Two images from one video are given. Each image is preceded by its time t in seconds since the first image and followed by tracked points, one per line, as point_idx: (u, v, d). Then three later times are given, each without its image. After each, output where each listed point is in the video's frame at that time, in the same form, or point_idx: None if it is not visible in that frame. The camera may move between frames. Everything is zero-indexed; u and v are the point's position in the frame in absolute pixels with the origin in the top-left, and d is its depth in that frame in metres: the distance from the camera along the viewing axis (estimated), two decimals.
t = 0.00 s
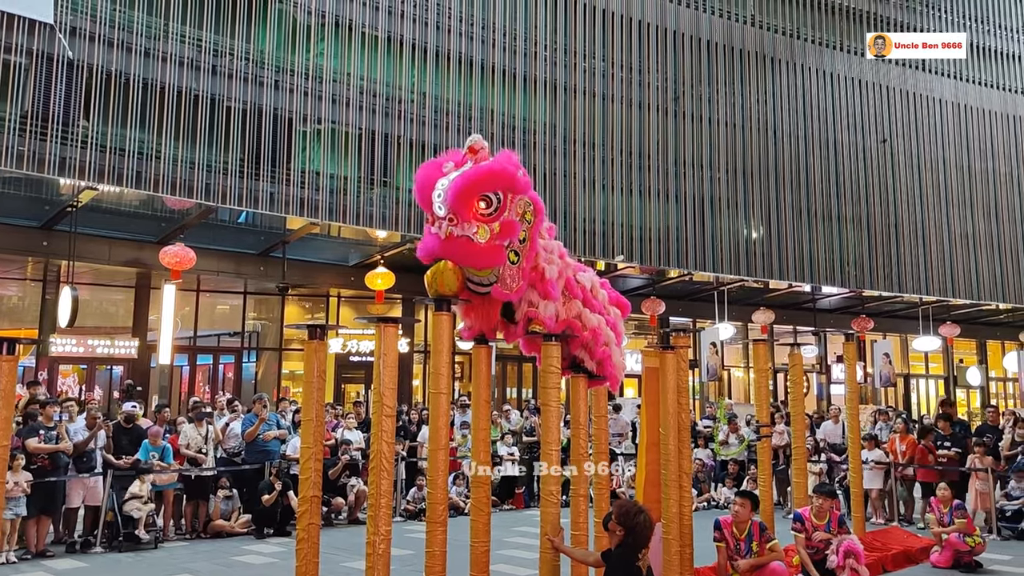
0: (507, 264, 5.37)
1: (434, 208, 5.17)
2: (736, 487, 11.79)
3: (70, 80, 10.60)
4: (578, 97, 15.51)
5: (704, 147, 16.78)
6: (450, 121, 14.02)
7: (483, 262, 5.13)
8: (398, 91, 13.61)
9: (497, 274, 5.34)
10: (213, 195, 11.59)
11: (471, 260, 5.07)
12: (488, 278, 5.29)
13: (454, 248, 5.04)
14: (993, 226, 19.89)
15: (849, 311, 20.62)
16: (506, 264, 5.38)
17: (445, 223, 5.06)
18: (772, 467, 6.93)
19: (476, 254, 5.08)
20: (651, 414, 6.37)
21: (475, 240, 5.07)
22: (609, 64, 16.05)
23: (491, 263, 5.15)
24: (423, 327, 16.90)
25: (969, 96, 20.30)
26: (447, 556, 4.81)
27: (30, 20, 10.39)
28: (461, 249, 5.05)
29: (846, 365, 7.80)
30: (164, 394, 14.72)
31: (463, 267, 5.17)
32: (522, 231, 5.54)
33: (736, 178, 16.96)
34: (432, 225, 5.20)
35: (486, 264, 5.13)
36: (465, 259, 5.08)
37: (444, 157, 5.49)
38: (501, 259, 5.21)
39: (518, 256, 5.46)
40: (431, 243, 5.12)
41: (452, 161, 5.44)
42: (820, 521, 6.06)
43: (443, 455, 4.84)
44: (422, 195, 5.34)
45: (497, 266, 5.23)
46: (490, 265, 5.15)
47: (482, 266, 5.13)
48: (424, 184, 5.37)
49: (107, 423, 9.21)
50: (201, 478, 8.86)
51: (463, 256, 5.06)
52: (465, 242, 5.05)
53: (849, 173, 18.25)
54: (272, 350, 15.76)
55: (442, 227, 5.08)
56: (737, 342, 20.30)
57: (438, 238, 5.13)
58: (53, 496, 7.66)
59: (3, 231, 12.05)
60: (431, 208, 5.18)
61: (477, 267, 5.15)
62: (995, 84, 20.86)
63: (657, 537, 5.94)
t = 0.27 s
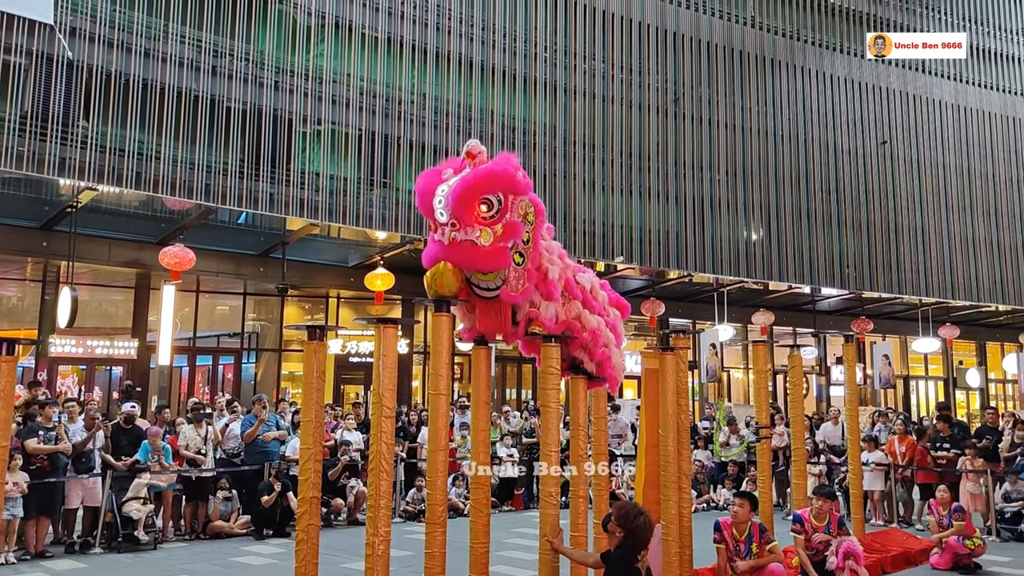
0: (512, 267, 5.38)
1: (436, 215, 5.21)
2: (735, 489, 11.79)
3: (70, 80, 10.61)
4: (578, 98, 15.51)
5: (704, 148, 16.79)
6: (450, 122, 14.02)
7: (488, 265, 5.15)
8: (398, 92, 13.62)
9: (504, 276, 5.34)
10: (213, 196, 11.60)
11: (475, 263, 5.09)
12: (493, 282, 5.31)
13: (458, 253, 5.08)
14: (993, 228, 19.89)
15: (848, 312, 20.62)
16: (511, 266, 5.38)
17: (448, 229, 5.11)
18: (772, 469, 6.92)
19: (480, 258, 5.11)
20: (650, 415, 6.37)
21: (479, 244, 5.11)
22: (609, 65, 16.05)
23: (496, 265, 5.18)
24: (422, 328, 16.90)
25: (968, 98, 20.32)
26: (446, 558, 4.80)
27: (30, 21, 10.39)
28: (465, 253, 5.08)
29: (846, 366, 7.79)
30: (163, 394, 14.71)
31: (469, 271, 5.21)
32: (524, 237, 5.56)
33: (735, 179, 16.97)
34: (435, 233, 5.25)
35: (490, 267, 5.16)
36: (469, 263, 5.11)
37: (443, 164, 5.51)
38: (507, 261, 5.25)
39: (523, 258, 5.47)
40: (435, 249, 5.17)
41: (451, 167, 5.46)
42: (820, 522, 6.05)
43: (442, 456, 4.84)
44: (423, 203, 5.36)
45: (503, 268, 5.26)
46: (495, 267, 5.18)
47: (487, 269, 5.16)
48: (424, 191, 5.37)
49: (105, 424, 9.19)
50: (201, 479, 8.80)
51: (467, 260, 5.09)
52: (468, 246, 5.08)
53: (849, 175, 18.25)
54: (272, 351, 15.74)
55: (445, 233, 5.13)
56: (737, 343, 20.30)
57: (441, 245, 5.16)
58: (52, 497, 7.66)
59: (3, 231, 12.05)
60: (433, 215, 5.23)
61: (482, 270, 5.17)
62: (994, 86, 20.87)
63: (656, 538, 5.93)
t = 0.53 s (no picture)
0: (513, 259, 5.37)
1: (437, 206, 5.19)
2: (735, 490, 11.80)
3: (70, 80, 10.61)
4: (578, 99, 15.52)
5: (703, 149, 16.79)
6: (450, 123, 14.03)
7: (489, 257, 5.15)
8: (398, 92, 13.62)
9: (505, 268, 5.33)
10: (212, 196, 11.60)
11: (476, 255, 5.09)
12: (493, 274, 5.30)
13: (459, 245, 5.09)
14: (993, 229, 19.90)
15: (848, 314, 20.62)
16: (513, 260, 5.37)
17: (450, 221, 5.10)
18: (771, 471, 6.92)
19: (482, 249, 5.11)
20: (650, 416, 6.37)
21: (480, 235, 5.11)
22: (609, 66, 16.05)
23: (498, 257, 5.18)
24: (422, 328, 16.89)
25: (968, 99, 20.33)
26: (445, 558, 4.80)
27: (30, 21, 10.39)
28: (466, 245, 5.09)
29: (845, 367, 7.79)
30: (163, 395, 14.70)
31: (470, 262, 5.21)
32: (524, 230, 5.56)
33: (735, 181, 16.97)
34: (436, 224, 5.23)
35: (491, 259, 5.16)
36: (470, 254, 5.11)
37: (443, 157, 5.50)
38: (508, 252, 5.25)
39: (525, 250, 5.48)
40: (437, 242, 5.17)
41: (451, 160, 5.45)
42: (819, 524, 6.04)
43: (441, 457, 4.84)
44: (423, 194, 5.32)
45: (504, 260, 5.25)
46: (497, 259, 5.17)
47: (488, 261, 5.16)
48: (424, 184, 5.32)
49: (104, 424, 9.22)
50: (199, 479, 8.76)
51: (468, 252, 5.09)
52: (469, 238, 5.09)
53: (848, 176, 18.26)
54: (271, 351, 15.72)
55: (446, 225, 5.13)
56: (736, 344, 20.30)
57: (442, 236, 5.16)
58: (51, 497, 7.65)
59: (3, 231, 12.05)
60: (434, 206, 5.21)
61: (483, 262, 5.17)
62: (994, 87, 20.89)
63: (656, 539, 5.94)
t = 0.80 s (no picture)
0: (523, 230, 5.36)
1: (451, 174, 5.13)
2: (734, 491, 11.80)
3: (70, 80, 10.61)
4: (577, 100, 15.53)
5: (703, 151, 16.80)
6: (450, 123, 14.03)
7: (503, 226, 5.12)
8: (398, 93, 13.62)
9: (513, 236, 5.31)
10: (212, 197, 11.60)
11: (491, 224, 5.05)
12: (498, 247, 5.27)
13: (474, 214, 5.04)
14: (992, 230, 19.91)
15: (847, 315, 20.63)
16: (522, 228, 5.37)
17: (466, 189, 5.05)
18: (769, 472, 6.91)
19: (496, 219, 5.07)
20: (648, 417, 6.38)
21: (494, 204, 5.06)
22: (609, 67, 16.06)
23: (512, 227, 5.14)
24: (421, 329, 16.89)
25: (967, 101, 20.35)
26: (444, 559, 4.79)
27: (30, 21, 10.38)
28: (481, 214, 5.04)
29: (844, 368, 7.79)
30: (162, 395, 14.71)
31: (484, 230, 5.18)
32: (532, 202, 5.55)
33: (734, 182, 16.99)
34: (449, 192, 5.18)
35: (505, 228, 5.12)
36: (484, 223, 5.06)
37: (453, 129, 5.44)
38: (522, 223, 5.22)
39: (533, 221, 5.50)
40: (452, 210, 5.12)
41: (461, 132, 5.40)
42: (818, 525, 6.03)
43: (440, 457, 4.83)
44: (434, 162, 5.26)
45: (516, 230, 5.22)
46: (511, 229, 5.14)
47: (501, 230, 5.12)
48: (436, 154, 5.27)
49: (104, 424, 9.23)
50: (198, 480, 8.78)
51: (483, 221, 5.05)
52: (484, 207, 5.04)
53: (848, 177, 18.26)
54: (270, 352, 15.68)
55: (461, 193, 5.07)
56: (736, 345, 20.31)
57: (457, 204, 5.11)
58: (50, 498, 7.64)
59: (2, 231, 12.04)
60: (447, 174, 5.14)
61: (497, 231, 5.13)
62: (993, 89, 20.90)
63: (654, 540, 5.93)
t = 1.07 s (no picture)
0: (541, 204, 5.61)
1: (472, 150, 5.43)
2: (732, 493, 11.80)
3: (68, 80, 10.60)
4: (576, 102, 15.53)
5: (701, 152, 16.80)
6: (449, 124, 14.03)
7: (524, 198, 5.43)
8: (396, 94, 13.61)
9: (534, 211, 5.58)
10: (210, 198, 11.59)
11: (514, 195, 5.35)
12: (515, 224, 5.58)
13: (499, 185, 5.35)
14: (990, 232, 19.93)
15: (846, 317, 20.64)
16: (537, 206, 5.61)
17: (489, 163, 5.35)
18: (768, 473, 6.90)
19: (518, 190, 5.38)
20: (647, 418, 6.37)
21: (516, 176, 5.38)
22: (607, 69, 16.07)
23: (534, 199, 5.44)
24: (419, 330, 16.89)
25: (966, 103, 20.37)
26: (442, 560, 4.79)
27: (28, 21, 10.37)
28: (505, 185, 5.35)
29: (843, 370, 7.79)
30: (161, 396, 14.79)
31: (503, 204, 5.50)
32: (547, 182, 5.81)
33: (733, 183, 17.00)
34: (471, 168, 5.48)
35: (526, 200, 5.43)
36: (506, 195, 5.36)
37: (465, 109, 5.72)
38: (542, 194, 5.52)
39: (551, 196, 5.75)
40: (476, 184, 5.43)
41: (474, 111, 5.69)
42: (816, 526, 6.03)
43: (439, 458, 4.82)
44: (452, 141, 5.55)
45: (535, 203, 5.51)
46: (533, 201, 5.44)
47: (522, 202, 5.44)
48: (454, 132, 5.55)
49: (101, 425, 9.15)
50: (196, 480, 8.81)
51: (505, 193, 5.35)
52: (507, 179, 5.35)
53: (846, 179, 18.28)
54: (269, 353, 15.64)
55: (484, 167, 5.38)
56: (734, 346, 20.32)
57: (479, 178, 5.43)
58: (47, 498, 7.63)
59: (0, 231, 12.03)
60: (469, 151, 5.44)
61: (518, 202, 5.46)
62: (992, 91, 20.93)
63: (653, 542, 5.94)
